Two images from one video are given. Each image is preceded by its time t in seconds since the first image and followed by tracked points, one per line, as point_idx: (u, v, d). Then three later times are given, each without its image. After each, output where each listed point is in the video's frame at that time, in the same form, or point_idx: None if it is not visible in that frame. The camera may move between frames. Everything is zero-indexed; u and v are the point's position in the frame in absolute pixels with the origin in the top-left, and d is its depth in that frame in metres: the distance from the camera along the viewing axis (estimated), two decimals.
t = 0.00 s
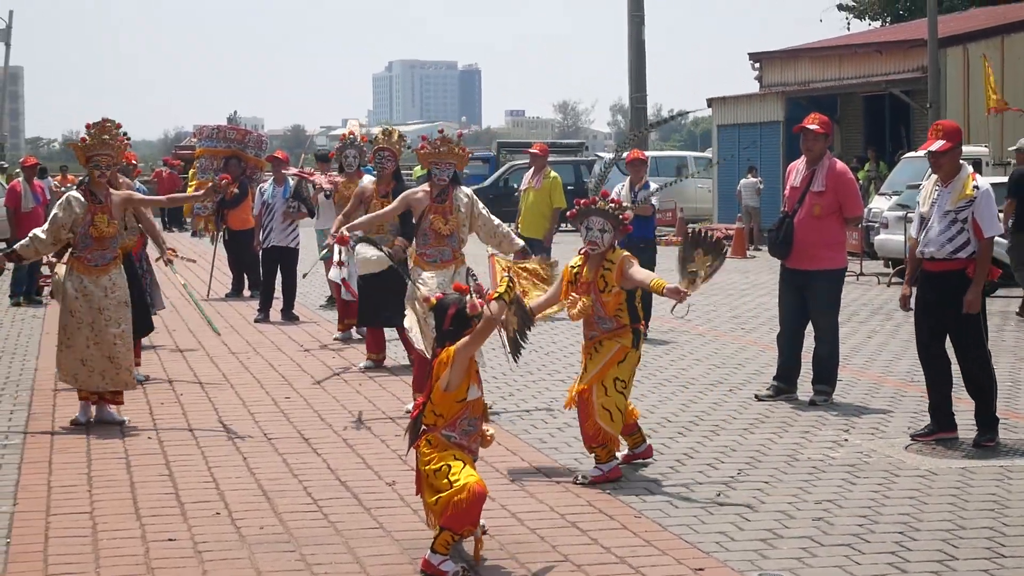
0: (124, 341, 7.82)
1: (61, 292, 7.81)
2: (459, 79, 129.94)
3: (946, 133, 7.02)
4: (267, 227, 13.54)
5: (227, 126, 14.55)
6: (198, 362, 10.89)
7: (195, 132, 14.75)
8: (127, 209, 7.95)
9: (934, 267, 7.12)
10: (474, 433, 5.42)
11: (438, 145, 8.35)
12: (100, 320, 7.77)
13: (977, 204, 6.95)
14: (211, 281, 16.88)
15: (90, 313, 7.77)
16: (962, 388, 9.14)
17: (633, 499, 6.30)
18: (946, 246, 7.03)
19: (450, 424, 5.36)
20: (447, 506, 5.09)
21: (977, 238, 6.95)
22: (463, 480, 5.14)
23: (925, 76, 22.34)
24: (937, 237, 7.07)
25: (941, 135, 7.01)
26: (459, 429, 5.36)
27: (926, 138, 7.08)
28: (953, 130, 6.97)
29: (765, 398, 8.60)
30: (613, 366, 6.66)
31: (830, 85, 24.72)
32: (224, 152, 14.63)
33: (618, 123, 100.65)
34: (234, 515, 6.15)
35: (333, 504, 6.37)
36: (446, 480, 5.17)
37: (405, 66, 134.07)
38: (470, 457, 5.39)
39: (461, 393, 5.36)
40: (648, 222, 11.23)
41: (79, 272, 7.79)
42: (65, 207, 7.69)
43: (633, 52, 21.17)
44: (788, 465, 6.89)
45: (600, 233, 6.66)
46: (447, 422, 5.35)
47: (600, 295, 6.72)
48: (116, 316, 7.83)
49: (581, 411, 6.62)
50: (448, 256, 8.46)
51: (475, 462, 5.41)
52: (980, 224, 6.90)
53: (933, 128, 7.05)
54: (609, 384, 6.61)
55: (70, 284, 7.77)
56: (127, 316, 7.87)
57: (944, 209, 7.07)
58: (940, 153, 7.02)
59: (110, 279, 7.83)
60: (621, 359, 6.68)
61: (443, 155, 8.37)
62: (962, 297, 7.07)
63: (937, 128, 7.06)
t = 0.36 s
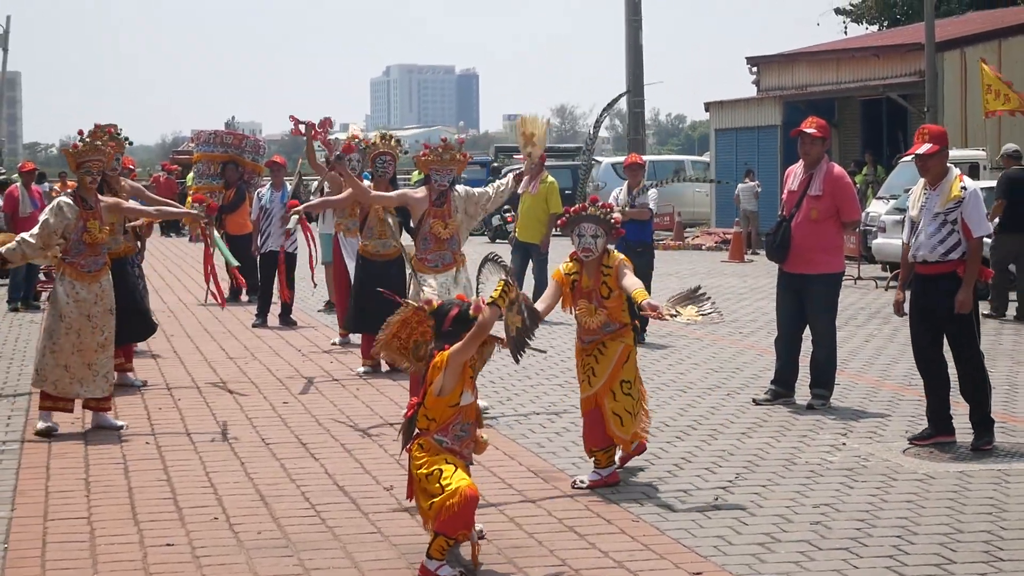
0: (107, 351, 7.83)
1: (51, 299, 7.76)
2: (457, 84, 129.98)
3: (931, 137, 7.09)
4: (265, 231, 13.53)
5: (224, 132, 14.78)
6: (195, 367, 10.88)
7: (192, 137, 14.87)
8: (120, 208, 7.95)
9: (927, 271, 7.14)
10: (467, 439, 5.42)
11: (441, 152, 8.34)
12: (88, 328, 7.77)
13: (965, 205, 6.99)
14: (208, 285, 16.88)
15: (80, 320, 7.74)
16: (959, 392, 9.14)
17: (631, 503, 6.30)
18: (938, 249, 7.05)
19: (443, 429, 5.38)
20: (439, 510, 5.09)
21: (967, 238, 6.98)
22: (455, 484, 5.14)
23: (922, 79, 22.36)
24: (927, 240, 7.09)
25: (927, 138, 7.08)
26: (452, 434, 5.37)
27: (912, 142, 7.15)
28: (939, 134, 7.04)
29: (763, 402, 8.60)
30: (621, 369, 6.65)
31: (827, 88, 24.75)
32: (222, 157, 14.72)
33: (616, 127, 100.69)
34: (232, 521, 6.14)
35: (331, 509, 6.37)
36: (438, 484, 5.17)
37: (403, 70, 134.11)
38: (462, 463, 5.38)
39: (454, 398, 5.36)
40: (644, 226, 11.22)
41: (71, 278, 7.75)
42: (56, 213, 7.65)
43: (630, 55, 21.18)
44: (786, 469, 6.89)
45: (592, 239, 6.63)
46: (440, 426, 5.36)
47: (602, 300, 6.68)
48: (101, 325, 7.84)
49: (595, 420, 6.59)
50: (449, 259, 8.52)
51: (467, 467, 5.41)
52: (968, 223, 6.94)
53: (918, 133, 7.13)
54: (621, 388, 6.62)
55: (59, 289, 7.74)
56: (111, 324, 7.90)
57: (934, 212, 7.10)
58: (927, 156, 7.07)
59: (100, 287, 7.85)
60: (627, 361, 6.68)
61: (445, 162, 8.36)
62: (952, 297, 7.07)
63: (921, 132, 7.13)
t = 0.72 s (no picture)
0: (86, 357, 7.83)
1: (30, 304, 7.68)
2: (455, 86, 130.01)
3: (925, 139, 7.11)
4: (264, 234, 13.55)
5: (221, 135, 14.55)
6: (192, 370, 10.88)
7: (189, 139, 14.64)
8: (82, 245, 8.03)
9: (925, 273, 7.15)
10: (462, 438, 5.41)
11: (455, 156, 8.44)
12: (67, 333, 7.74)
13: (959, 207, 6.99)
14: (206, 288, 16.90)
15: (60, 326, 7.70)
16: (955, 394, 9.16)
17: (628, 506, 6.30)
18: (935, 252, 7.06)
19: (438, 426, 5.37)
20: (432, 509, 5.07)
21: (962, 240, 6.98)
22: (448, 483, 5.13)
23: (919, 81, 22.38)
24: (925, 244, 7.11)
25: (921, 141, 7.09)
26: (447, 432, 5.36)
27: (907, 145, 7.16)
28: (934, 136, 7.05)
29: (760, 405, 8.60)
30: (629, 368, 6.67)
31: (825, 91, 24.77)
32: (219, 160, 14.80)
33: (613, 130, 100.75)
34: (230, 523, 6.14)
35: (328, 511, 6.36)
36: (431, 482, 5.16)
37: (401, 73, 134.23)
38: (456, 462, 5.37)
39: (451, 396, 5.37)
40: (643, 229, 11.24)
41: (49, 284, 7.69)
42: (39, 218, 7.64)
43: (628, 58, 21.18)
44: (784, 471, 6.90)
45: (596, 235, 6.62)
46: (435, 423, 5.36)
47: (606, 296, 6.70)
48: (80, 330, 7.81)
49: (599, 421, 6.57)
50: (469, 263, 8.48)
51: (462, 465, 5.39)
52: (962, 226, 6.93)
53: (912, 136, 7.15)
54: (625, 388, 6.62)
55: (38, 295, 7.67)
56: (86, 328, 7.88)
57: (930, 215, 7.12)
58: (922, 159, 7.08)
59: (75, 292, 7.82)
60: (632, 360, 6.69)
61: (462, 166, 8.43)
62: (951, 300, 7.07)
63: (917, 135, 7.14)
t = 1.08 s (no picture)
0: (71, 354, 7.80)
1: (19, 305, 7.68)
2: (454, 86, 129.99)
3: (928, 139, 7.11)
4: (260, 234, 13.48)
5: (220, 135, 14.88)
6: (191, 370, 10.88)
7: (188, 140, 15.03)
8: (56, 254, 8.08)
9: (924, 273, 7.15)
10: (462, 441, 5.41)
11: (460, 152, 8.64)
12: (51, 332, 7.72)
13: (959, 209, 6.98)
14: (204, 289, 16.92)
15: (43, 325, 7.68)
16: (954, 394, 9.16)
17: (627, 506, 6.30)
18: (933, 252, 7.06)
19: (437, 427, 5.37)
20: (430, 508, 5.06)
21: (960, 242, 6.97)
22: (446, 483, 5.13)
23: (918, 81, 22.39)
24: (923, 243, 7.10)
25: (924, 141, 7.09)
26: (446, 432, 5.36)
27: (909, 145, 7.17)
28: (937, 136, 7.05)
29: (758, 404, 8.60)
30: (614, 355, 6.84)
31: (823, 91, 24.78)
32: (217, 160, 14.83)
33: (612, 130, 100.78)
34: (228, 523, 6.14)
35: (327, 511, 6.37)
36: (429, 482, 5.15)
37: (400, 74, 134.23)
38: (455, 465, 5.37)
39: (452, 398, 5.36)
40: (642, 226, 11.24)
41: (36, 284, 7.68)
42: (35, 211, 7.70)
43: (626, 58, 21.20)
44: (783, 471, 6.90)
45: (604, 217, 6.91)
46: (435, 424, 5.36)
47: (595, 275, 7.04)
48: (64, 328, 7.79)
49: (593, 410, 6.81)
50: (483, 262, 8.57)
51: (460, 467, 5.39)
52: (961, 227, 6.93)
53: (916, 135, 7.16)
54: (610, 372, 6.81)
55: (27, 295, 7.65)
56: (71, 327, 7.85)
57: (930, 215, 7.12)
58: (924, 159, 7.08)
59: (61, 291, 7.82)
60: (619, 345, 6.86)
61: (471, 162, 8.59)
62: (949, 301, 7.07)
63: (920, 134, 7.14)
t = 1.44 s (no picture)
0: (76, 350, 7.82)
1: (24, 306, 7.68)
2: (455, 85, 129.92)
3: (930, 138, 7.09)
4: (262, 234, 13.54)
5: (222, 135, 14.70)
6: (193, 370, 10.87)
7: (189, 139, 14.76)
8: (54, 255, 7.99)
9: (927, 273, 7.15)
10: (463, 444, 5.41)
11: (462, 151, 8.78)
12: (54, 331, 7.74)
13: (961, 208, 6.97)
14: (206, 288, 16.92)
15: (48, 324, 7.70)
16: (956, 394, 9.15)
17: (630, 505, 6.30)
18: (936, 251, 7.05)
19: (440, 429, 5.36)
20: (432, 509, 5.06)
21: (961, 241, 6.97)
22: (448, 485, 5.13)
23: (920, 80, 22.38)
24: (926, 243, 7.10)
25: (926, 140, 7.07)
26: (449, 435, 5.36)
27: (912, 143, 7.15)
28: (939, 135, 7.03)
29: (760, 404, 8.60)
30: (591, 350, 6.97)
31: (826, 90, 24.77)
32: (220, 159, 14.78)
33: (614, 129, 100.76)
34: (231, 523, 6.14)
35: (329, 511, 6.36)
36: (431, 483, 5.15)
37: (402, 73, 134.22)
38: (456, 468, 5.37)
39: (455, 401, 5.36)
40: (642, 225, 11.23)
41: (40, 285, 7.69)
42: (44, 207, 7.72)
43: (628, 57, 21.18)
44: (786, 470, 6.89)
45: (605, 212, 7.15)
46: (437, 426, 5.35)
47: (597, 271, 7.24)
48: (67, 325, 7.82)
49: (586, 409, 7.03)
50: (481, 259, 8.57)
51: (462, 469, 5.39)
52: (963, 226, 6.92)
53: (918, 134, 7.14)
54: (589, 371, 6.89)
55: (32, 297, 7.67)
56: (73, 323, 7.87)
57: (933, 215, 7.10)
58: (926, 158, 7.07)
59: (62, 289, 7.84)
60: (597, 342, 6.98)
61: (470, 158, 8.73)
62: (951, 301, 7.07)
63: (922, 134, 7.12)
